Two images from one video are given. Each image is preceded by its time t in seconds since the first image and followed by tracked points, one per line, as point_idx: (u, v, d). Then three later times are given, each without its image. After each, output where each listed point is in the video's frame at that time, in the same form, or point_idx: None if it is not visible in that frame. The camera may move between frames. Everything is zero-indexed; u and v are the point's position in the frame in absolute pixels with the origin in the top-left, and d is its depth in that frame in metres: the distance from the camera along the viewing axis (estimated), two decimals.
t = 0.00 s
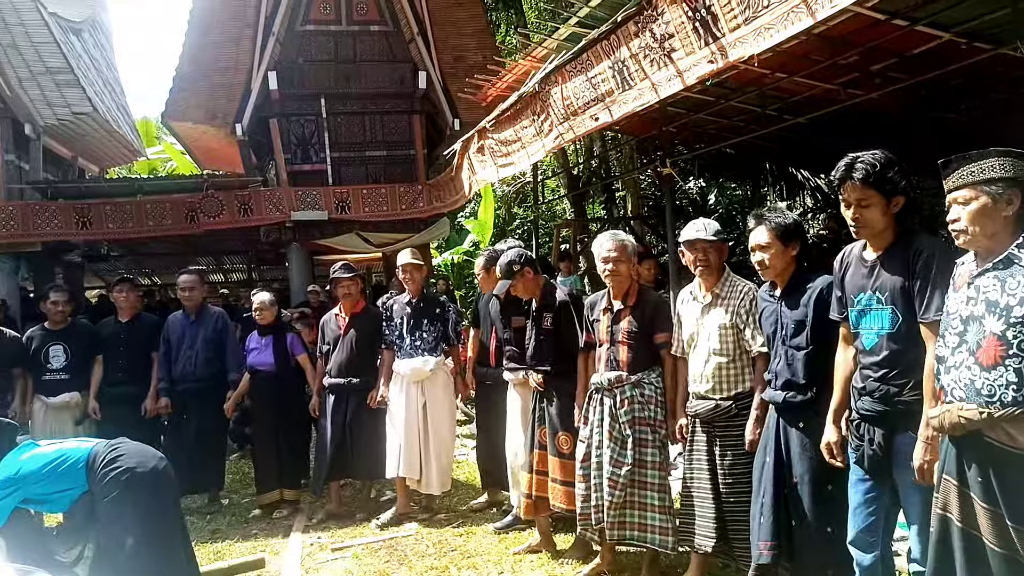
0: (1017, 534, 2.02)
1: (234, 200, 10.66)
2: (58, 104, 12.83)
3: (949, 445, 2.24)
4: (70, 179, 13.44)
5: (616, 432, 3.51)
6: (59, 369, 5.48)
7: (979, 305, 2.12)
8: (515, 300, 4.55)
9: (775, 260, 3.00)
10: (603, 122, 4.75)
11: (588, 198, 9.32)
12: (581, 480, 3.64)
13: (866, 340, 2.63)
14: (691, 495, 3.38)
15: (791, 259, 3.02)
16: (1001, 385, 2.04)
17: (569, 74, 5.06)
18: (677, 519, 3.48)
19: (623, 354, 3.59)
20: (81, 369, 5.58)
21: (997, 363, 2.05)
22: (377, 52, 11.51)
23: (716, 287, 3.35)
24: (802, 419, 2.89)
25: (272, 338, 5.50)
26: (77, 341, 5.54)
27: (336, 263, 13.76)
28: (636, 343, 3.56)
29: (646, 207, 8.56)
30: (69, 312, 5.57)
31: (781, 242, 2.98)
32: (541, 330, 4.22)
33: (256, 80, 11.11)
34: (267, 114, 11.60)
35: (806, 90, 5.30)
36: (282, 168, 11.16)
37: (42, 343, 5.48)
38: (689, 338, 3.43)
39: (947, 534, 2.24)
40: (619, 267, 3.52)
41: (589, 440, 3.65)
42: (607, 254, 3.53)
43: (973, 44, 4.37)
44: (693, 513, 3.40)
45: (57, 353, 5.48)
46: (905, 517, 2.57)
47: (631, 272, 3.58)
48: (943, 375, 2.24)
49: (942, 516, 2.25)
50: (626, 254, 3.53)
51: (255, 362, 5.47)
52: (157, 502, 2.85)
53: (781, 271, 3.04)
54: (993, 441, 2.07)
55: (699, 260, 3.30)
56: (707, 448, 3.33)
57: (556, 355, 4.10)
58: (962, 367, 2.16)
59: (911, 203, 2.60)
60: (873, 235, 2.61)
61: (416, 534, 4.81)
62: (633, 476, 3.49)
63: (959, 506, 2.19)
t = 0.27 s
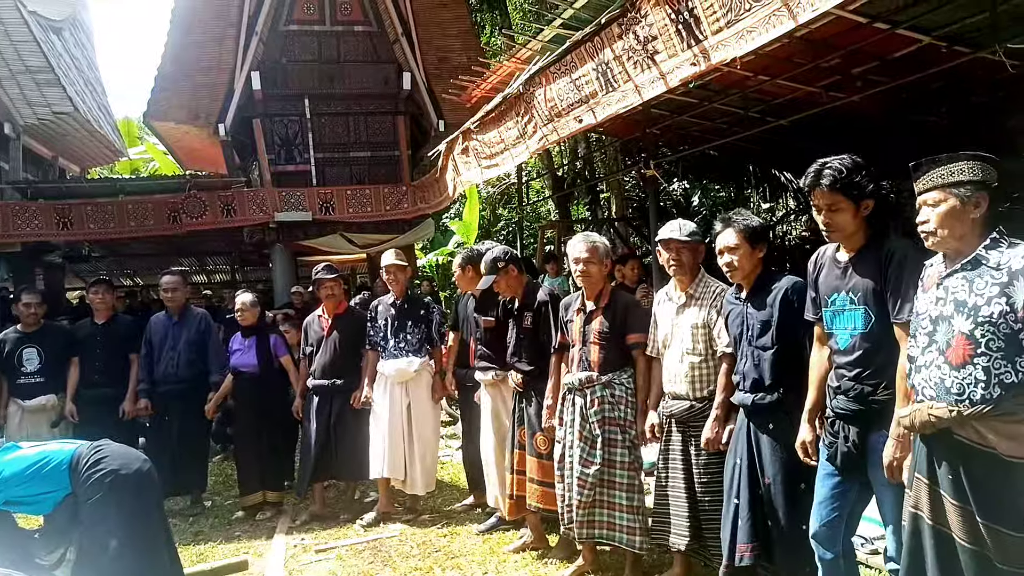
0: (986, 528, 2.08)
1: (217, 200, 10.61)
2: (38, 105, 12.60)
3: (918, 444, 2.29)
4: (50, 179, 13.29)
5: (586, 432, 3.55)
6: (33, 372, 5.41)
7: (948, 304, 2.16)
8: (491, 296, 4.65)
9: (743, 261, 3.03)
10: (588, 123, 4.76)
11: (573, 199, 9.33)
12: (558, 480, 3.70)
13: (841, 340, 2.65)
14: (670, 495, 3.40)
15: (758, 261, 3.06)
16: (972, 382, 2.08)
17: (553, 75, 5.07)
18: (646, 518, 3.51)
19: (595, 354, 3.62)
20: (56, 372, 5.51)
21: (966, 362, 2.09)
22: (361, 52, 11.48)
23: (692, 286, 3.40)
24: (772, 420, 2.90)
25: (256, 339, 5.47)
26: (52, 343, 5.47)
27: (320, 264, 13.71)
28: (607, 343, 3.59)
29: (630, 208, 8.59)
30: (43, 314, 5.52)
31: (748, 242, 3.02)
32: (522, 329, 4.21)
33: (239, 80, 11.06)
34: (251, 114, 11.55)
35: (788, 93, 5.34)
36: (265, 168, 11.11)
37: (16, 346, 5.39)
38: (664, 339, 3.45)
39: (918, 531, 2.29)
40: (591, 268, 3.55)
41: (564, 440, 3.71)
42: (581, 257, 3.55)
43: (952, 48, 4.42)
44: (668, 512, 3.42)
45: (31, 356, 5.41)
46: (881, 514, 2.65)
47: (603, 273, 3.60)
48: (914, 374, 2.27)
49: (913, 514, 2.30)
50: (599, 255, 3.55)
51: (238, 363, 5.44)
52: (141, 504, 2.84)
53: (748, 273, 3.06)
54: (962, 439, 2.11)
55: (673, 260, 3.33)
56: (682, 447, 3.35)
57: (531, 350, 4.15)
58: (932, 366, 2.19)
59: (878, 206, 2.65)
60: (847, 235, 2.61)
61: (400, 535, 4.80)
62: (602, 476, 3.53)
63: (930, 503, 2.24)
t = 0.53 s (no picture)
0: (946, 518, 2.07)
1: (199, 201, 10.53)
2: (17, 104, 12.34)
3: (878, 439, 2.27)
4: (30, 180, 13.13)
5: (553, 431, 3.58)
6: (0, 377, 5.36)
7: (908, 303, 2.15)
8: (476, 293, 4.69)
9: (705, 262, 3.03)
10: (573, 123, 4.73)
11: (558, 200, 9.32)
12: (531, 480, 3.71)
13: (806, 339, 2.64)
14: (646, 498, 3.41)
15: (718, 262, 3.07)
16: (929, 378, 2.06)
17: (538, 75, 5.05)
18: (611, 520, 3.50)
19: (565, 355, 3.61)
20: (23, 376, 5.45)
21: (924, 358, 2.08)
22: (345, 51, 11.43)
23: (653, 287, 3.39)
24: (728, 419, 2.90)
25: (239, 341, 5.42)
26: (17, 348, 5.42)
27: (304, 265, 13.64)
28: (578, 345, 3.58)
29: (615, 209, 8.59)
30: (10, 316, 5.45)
31: (711, 243, 3.03)
32: (500, 326, 4.25)
33: (221, 79, 10.98)
34: (233, 114, 11.47)
35: (772, 93, 5.34)
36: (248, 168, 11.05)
37: None
38: (628, 342, 3.45)
39: (885, 527, 2.24)
40: (562, 270, 3.53)
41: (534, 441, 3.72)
42: (551, 259, 3.54)
43: (934, 48, 4.42)
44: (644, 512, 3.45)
45: None
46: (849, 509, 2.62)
47: (576, 275, 3.60)
48: (876, 371, 2.26)
49: (879, 510, 2.26)
50: (568, 258, 3.53)
51: (221, 365, 5.38)
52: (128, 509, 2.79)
53: (709, 273, 3.07)
54: (921, 433, 2.11)
55: (635, 264, 3.33)
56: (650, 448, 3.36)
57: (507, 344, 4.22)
58: (892, 363, 2.18)
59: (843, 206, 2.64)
60: (810, 235, 2.62)
61: (385, 538, 4.76)
62: (566, 476, 3.53)
63: (893, 498, 2.20)
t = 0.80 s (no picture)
0: (910, 516, 2.03)
1: (184, 204, 10.42)
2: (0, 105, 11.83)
3: (845, 440, 2.22)
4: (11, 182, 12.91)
5: (529, 435, 3.53)
6: None
7: (873, 304, 2.12)
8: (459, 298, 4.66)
9: (683, 260, 2.94)
10: (561, 126, 4.67)
11: (548, 203, 9.28)
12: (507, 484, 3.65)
13: (767, 340, 2.65)
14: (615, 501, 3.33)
15: (696, 263, 2.98)
16: (892, 376, 2.05)
17: (526, 78, 5.00)
18: (584, 525, 3.46)
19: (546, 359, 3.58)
20: None
21: (887, 357, 2.06)
22: (333, 53, 11.36)
23: (621, 290, 3.40)
24: (695, 416, 2.85)
25: (225, 346, 5.37)
26: None
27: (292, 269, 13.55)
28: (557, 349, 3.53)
29: (603, 212, 8.55)
30: None
31: (690, 242, 2.95)
32: (485, 329, 4.22)
33: (206, 81, 10.88)
34: (219, 116, 11.38)
35: (761, 96, 5.30)
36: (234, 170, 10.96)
37: None
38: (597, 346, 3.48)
39: (848, 526, 2.18)
40: (537, 274, 3.49)
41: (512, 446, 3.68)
42: (527, 263, 3.50)
43: (923, 52, 4.38)
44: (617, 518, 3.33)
45: None
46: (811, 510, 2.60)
47: (553, 280, 3.56)
48: (840, 370, 2.23)
49: (841, 507, 2.20)
50: (542, 263, 3.47)
51: (207, 370, 5.31)
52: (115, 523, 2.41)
53: (686, 272, 2.98)
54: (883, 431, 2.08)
55: (599, 269, 3.34)
56: (626, 450, 3.27)
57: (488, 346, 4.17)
58: (856, 363, 2.15)
59: (807, 209, 2.64)
60: (774, 235, 2.62)
61: (372, 545, 4.69)
62: (541, 480, 3.48)
63: (860, 496, 2.14)
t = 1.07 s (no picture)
0: (883, 516, 2.03)
1: (169, 206, 10.35)
2: None
3: (816, 440, 2.24)
4: None
5: (514, 439, 3.49)
6: None
7: (841, 306, 2.15)
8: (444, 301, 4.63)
9: (665, 264, 2.95)
10: (549, 130, 4.67)
11: (536, 206, 9.27)
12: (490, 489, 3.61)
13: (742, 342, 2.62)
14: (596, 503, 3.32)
15: (679, 267, 2.99)
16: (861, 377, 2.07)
17: (514, 81, 4.99)
18: (569, 529, 3.45)
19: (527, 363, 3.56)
20: None
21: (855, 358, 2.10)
22: (320, 56, 11.33)
23: (598, 294, 3.40)
24: (671, 419, 2.82)
25: (210, 349, 5.35)
26: None
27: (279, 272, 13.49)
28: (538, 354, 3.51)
29: (592, 216, 8.55)
30: None
31: (673, 246, 2.95)
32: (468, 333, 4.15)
33: (193, 83, 10.83)
34: (205, 118, 11.31)
35: (749, 101, 5.31)
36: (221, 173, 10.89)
37: None
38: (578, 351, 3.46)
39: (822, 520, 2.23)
40: (516, 279, 3.47)
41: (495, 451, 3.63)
42: (506, 268, 3.47)
43: (909, 58, 4.39)
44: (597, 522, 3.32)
45: None
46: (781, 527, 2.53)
47: (532, 285, 3.54)
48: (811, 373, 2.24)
49: (817, 506, 2.24)
50: (522, 268, 3.45)
51: (192, 373, 5.30)
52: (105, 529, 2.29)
53: (669, 276, 3.00)
54: (853, 429, 2.09)
55: (576, 275, 3.34)
56: (604, 453, 3.28)
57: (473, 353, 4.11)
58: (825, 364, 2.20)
59: (787, 216, 2.62)
60: (754, 241, 2.61)
61: (359, 550, 4.66)
62: (527, 485, 3.45)
63: (831, 494, 2.17)
